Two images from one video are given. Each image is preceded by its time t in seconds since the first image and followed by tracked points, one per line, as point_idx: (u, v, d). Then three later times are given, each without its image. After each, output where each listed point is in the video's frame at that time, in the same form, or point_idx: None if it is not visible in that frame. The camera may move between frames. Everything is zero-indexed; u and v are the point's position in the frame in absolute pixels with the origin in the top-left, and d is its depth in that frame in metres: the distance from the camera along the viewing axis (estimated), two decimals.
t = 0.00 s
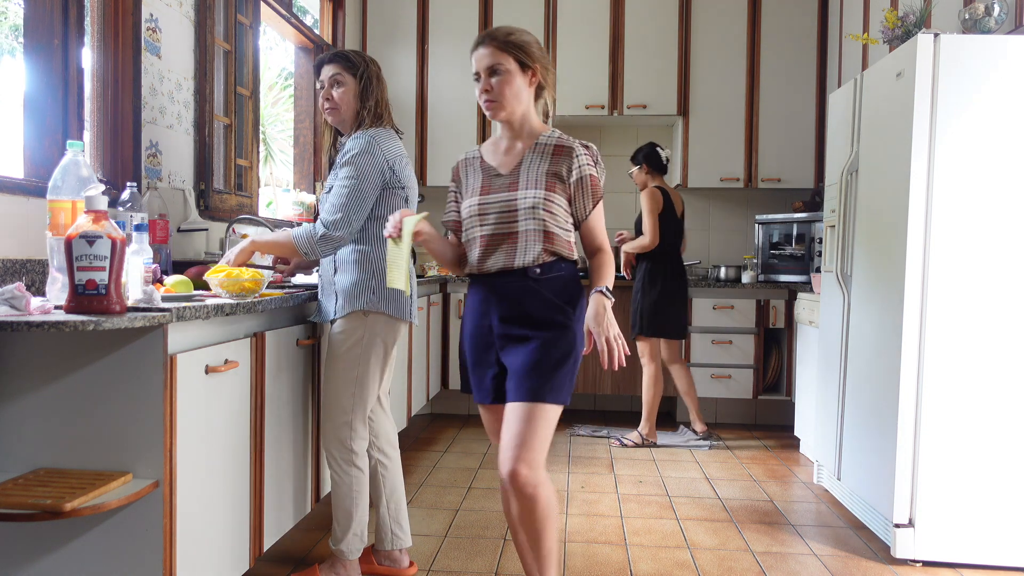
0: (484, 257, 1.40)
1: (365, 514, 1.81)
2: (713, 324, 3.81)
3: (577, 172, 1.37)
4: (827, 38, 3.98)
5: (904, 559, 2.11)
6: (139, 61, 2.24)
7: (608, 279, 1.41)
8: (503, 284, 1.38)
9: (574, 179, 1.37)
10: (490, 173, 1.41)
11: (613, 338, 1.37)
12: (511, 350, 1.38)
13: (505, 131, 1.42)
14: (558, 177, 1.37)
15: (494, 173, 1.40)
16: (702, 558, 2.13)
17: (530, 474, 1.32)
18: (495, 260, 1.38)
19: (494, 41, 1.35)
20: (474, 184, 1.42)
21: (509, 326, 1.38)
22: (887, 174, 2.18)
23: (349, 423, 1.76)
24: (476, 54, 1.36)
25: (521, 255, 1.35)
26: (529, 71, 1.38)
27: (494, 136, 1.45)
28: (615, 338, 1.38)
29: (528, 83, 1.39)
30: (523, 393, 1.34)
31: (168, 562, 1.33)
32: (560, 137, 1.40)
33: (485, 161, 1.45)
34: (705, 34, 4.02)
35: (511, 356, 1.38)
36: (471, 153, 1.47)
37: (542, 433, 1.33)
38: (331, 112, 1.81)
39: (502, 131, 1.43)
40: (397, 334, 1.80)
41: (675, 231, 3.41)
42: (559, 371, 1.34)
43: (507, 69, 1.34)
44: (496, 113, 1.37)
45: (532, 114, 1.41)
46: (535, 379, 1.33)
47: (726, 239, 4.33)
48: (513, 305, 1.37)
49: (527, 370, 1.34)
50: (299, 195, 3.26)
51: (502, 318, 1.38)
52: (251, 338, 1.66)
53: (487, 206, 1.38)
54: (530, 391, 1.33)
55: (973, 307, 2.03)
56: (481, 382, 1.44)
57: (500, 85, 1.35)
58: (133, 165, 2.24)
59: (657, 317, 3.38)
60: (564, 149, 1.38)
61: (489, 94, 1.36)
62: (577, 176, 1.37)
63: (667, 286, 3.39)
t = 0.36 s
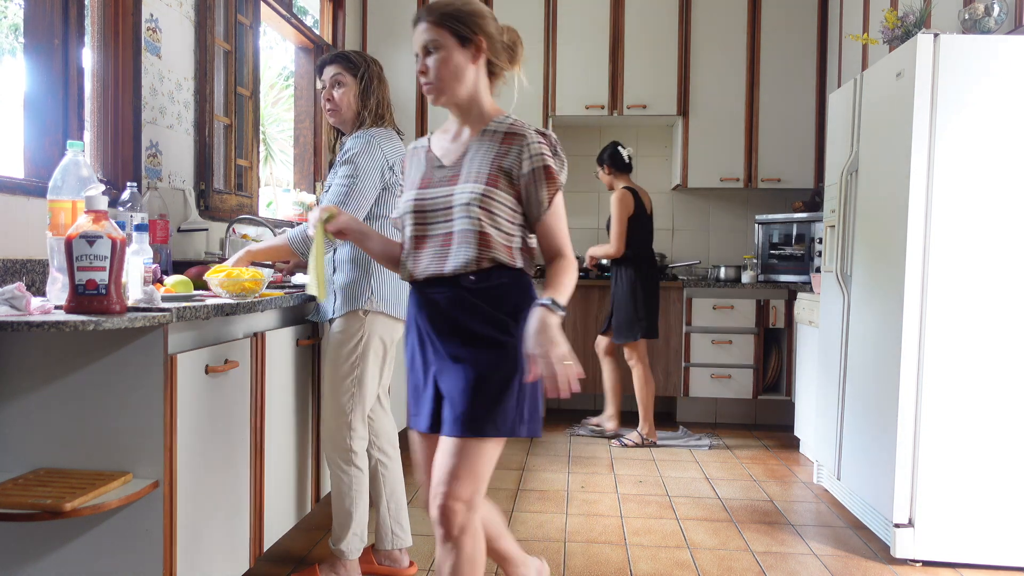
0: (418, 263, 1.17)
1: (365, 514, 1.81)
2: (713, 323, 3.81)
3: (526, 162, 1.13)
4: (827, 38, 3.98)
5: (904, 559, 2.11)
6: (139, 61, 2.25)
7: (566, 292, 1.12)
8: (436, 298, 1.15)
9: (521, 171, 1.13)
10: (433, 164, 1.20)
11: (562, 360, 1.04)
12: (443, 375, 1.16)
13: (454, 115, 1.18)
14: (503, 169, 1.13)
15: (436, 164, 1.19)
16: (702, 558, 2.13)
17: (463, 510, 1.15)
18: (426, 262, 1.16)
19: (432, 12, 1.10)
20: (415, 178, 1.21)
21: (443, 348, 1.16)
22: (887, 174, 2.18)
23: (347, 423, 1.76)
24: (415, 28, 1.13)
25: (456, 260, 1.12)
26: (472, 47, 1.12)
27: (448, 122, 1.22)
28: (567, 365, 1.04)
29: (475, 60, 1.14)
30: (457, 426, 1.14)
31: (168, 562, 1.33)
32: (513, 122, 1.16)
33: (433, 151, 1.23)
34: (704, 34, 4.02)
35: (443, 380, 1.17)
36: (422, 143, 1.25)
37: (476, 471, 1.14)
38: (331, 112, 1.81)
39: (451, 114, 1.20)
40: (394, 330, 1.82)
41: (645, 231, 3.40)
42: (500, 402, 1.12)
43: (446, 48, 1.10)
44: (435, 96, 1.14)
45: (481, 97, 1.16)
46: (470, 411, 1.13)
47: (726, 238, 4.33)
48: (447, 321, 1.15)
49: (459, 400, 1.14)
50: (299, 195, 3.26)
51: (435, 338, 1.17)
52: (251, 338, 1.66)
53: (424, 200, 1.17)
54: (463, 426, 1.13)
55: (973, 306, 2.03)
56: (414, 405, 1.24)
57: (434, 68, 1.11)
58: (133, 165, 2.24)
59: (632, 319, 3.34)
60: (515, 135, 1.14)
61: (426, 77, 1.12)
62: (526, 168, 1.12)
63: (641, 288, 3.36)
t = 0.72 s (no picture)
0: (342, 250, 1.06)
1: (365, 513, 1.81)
2: (713, 324, 3.81)
3: (432, 132, 0.95)
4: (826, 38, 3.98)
5: (904, 559, 2.11)
6: (139, 61, 2.25)
7: (449, 280, 0.90)
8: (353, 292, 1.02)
9: (430, 144, 0.95)
10: (365, 145, 1.07)
11: (353, 333, 0.83)
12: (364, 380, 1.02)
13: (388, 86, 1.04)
14: (409, 142, 0.96)
15: (366, 141, 1.05)
16: (702, 558, 2.13)
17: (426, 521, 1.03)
18: (346, 252, 1.04)
19: None
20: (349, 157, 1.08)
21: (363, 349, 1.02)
22: (887, 175, 2.18)
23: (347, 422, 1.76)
24: None
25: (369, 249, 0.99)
26: (391, 13, 0.98)
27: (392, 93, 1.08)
28: (354, 337, 0.83)
29: (398, 28, 0.99)
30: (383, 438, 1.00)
31: (168, 561, 1.34)
32: (433, 89, 0.99)
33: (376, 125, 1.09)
34: (704, 34, 4.02)
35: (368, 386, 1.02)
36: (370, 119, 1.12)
37: (428, 484, 1.01)
38: (332, 112, 1.81)
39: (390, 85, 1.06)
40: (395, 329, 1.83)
41: (608, 231, 3.47)
42: (429, 409, 0.98)
43: (360, 14, 0.98)
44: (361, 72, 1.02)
45: (409, 66, 1.01)
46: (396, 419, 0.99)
47: (726, 238, 4.33)
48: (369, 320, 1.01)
49: (389, 406, 0.99)
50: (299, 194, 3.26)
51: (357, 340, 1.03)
52: (251, 338, 1.66)
53: (347, 183, 1.04)
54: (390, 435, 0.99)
55: (973, 306, 2.03)
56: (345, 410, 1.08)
57: (354, 43, 1.00)
58: (133, 165, 2.24)
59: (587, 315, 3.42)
60: (426, 103, 0.97)
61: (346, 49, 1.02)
62: (432, 139, 0.95)
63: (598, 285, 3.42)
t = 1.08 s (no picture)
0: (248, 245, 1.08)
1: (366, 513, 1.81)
2: (712, 323, 3.82)
3: (347, 129, 0.99)
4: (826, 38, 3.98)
5: (904, 559, 2.11)
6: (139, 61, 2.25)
7: (372, 282, 0.96)
8: (264, 292, 1.05)
9: (341, 142, 0.99)
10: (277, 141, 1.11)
11: (312, 358, 0.93)
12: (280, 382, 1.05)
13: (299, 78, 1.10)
14: (322, 138, 1.00)
15: (278, 138, 1.09)
16: (702, 558, 2.13)
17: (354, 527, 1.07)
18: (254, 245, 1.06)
19: None
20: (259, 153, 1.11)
21: (277, 353, 1.05)
22: (887, 175, 2.19)
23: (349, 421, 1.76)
24: None
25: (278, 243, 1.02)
26: (306, 13, 1.03)
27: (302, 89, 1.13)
28: (317, 365, 0.94)
29: (310, 25, 1.04)
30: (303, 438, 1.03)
31: (168, 561, 1.33)
32: (347, 88, 1.04)
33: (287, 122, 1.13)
34: (704, 34, 4.02)
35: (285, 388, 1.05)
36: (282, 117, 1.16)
37: (353, 484, 1.05)
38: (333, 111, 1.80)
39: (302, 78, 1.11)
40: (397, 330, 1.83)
41: (579, 231, 3.45)
42: (343, 403, 1.01)
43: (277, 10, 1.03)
44: (274, 63, 1.07)
45: (322, 65, 1.07)
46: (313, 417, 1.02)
47: (726, 238, 4.33)
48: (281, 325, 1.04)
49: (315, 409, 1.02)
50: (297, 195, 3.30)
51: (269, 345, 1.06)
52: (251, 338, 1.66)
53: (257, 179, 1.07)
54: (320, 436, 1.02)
55: (973, 306, 2.03)
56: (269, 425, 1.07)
57: (267, 34, 1.05)
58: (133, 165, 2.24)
59: (557, 313, 3.46)
60: (341, 102, 1.02)
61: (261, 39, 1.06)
62: (345, 136, 0.99)
63: (568, 284, 3.44)
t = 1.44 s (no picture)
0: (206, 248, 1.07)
1: (366, 513, 1.80)
2: (713, 324, 3.81)
3: (298, 117, 0.99)
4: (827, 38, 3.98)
5: (904, 559, 2.11)
6: (139, 61, 2.25)
7: (336, 260, 0.96)
8: (226, 286, 1.04)
9: (292, 131, 0.99)
10: (225, 138, 1.09)
11: (272, 331, 0.92)
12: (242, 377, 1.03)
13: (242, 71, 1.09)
14: (273, 128, 1.00)
15: (226, 137, 1.08)
16: (702, 558, 2.13)
17: (306, 530, 1.03)
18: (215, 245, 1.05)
19: None
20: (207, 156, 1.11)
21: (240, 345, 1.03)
22: (887, 175, 2.18)
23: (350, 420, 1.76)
24: None
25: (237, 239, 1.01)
26: (273, 10, 1.06)
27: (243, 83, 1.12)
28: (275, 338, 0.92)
29: (272, 20, 1.06)
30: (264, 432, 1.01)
31: (168, 561, 1.33)
32: (292, 78, 1.03)
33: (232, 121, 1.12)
34: (705, 34, 4.02)
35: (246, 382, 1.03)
36: (224, 118, 1.15)
37: (306, 475, 1.02)
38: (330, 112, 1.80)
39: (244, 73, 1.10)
40: (399, 330, 1.83)
41: (566, 231, 3.45)
42: (306, 394, 1.00)
43: None
44: (225, 55, 1.05)
45: (275, 61, 1.08)
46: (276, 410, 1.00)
47: (726, 238, 4.33)
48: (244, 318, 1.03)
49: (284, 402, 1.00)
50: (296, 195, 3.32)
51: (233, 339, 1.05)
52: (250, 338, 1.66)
53: (208, 179, 1.06)
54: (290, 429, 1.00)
55: (973, 306, 2.03)
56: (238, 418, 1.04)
57: (222, 18, 1.03)
58: (133, 165, 2.24)
59: (548, 313, 3.47)
60: (288, 91, 1.01)
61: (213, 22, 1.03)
62: (297, 124, 0.99)
63: (557, 284, 3.45)
